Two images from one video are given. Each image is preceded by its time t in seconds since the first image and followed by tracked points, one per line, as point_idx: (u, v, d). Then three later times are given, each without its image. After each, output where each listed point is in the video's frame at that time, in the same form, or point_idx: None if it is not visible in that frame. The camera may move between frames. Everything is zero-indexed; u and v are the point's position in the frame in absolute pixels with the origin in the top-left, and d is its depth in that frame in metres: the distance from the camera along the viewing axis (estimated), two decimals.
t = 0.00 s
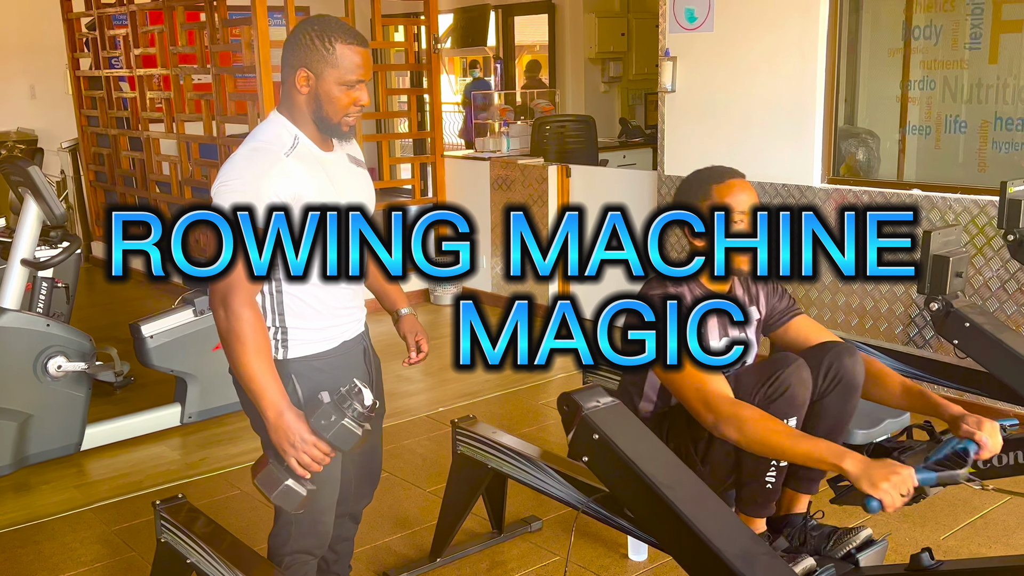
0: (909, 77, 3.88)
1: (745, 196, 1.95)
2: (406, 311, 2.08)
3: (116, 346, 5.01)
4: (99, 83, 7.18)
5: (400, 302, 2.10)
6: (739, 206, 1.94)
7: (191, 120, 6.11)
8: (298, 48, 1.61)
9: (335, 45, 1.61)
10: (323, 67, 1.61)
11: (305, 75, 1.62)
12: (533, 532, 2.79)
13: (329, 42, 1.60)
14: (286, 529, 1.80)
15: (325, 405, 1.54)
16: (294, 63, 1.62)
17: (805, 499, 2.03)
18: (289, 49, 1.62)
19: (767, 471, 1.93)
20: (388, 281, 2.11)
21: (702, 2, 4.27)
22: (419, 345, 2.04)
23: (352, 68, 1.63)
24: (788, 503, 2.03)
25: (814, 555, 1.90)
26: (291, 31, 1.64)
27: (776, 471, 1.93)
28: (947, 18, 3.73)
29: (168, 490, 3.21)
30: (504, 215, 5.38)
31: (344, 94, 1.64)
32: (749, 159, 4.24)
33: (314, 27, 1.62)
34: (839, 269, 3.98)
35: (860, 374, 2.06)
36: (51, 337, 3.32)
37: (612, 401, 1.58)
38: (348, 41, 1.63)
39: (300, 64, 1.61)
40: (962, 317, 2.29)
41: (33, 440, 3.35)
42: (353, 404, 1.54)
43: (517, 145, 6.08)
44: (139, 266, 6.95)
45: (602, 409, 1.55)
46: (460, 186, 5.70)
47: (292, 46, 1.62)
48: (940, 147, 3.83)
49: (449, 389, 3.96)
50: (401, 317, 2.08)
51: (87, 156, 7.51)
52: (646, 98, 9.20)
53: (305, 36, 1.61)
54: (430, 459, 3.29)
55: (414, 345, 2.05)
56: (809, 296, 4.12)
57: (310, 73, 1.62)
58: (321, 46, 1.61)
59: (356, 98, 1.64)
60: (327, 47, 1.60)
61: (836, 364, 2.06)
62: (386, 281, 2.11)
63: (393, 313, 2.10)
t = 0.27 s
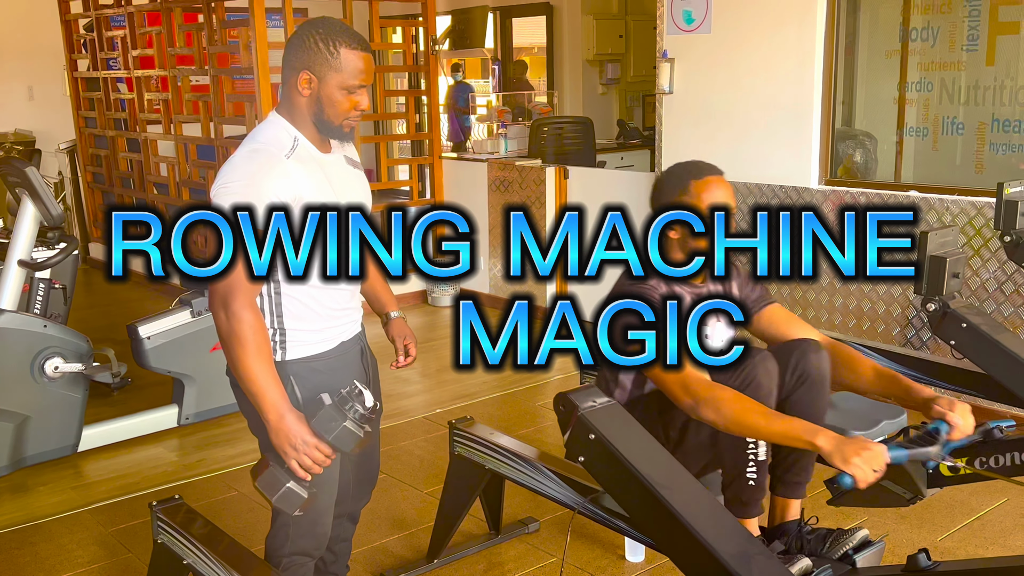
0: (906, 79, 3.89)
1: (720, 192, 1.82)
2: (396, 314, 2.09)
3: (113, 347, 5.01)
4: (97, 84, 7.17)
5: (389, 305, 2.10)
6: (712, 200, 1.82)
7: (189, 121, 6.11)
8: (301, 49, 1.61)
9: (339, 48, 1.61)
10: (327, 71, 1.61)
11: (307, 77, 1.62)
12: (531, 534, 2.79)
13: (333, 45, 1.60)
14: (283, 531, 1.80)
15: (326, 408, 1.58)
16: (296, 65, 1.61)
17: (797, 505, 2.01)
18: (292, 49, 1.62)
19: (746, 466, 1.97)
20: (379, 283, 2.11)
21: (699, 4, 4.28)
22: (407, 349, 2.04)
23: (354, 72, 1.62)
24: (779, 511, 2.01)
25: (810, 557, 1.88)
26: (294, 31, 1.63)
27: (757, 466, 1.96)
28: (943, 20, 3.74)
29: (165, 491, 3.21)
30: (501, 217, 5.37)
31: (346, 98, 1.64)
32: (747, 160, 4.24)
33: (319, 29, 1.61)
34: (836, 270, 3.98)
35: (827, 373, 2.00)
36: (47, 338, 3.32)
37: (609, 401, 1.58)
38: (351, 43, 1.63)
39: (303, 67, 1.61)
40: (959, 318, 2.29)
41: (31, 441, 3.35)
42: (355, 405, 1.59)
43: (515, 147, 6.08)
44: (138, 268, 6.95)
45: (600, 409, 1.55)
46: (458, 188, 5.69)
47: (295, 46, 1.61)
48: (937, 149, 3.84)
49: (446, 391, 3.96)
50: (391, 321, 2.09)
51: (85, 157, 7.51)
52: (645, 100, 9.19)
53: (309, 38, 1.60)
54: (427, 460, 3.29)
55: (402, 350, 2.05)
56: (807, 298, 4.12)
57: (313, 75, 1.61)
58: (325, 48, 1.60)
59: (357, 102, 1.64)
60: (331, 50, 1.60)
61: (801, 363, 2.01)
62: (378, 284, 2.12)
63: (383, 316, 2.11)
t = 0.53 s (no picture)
0: (905, 81, 3.89)
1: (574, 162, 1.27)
2: (387, 315, 2.15)
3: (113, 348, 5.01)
4: (96, 85, 7.16)
5: (380, 306, 2.16)
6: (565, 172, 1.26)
7: (189, 122, 6.11)
8: (305, 53, 1.49)
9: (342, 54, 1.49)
10: (332, 78, 1.50)
11: (311, 84, 1.52)
12: (530, 535, 2.79)
13: (340, 52, 1.49)
14: (284, 533, 1.81)
15: (338, 409, 1.57)
16: (300, 70, 1.51)
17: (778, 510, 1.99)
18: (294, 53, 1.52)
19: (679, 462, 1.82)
20: (371, 284, 2.17)
21: (699, 6, 4.28)
22: (399, 350, 2.10)
23: (360, 79, 1.52)
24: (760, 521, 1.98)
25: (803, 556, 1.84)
26: (299, 29, 1.50)
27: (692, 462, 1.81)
28: (943, 23, 3.74)
29: (165, 492, 3.21)
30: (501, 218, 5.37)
31: (349, 105, 1.53)
32: (746, 162, 4.24)
33: (327, 34, 1.48)
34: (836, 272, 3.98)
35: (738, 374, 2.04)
36: (47, 339, 3.31)
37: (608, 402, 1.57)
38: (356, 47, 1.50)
39: (306, 72, 1.51)
40: (957, 321, 2.29)
41: (29, 442, 3.35)
42: (367, 405, 1.55)
43: (515, 148, 6.09)
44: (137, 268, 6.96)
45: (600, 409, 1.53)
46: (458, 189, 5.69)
47: (296, 50, 1.51)
48: (937, 151, 3.85)
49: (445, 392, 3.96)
50: (382, 321, 2.14)
51: (84, 157, 7.52)
52: (644, 101, 9.19)
53: (313, 40, 1.48)
54: (427, 461, 3.29)
55: (394, 350, 2.10)
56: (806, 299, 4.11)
57: (318, 81, 1.51)
58: (331, 52, 1.48)
59: (361, 110, 1.54)
60: (338, 56, 1.49)
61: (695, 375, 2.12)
62: (370, 285, 2.17)
63: (373, 316, 2.16)
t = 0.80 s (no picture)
0: (906, 81, 3.88)
1: (498, 171, 1.57)
2: (380, 313, 2.18)
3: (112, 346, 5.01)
4: (97, 84, 7.16)
5: (374, 304, 2.18)
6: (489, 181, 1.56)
7: (189, 121, 6.10)
8: (305, 54, 1.48)
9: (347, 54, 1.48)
10: (335, 79, 1.49)
11: (314, 85, 1.50)
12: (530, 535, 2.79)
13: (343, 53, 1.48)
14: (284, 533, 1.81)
15: (348, 410, 1.63)
16: (302, 71, 1.49)
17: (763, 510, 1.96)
18: (293, 52, 1.48)
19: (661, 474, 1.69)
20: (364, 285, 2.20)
21: (700, 6, 4.28)
22: (393, 348, 2.13)
23: (362, 79, 1.51)
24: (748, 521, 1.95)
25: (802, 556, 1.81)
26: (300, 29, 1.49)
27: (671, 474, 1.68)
28: (944, 23, 3.73)
29: (165, 491, 3.21)
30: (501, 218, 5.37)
31: (351, 106, 1.52)
32: (747, 162, 4.24)
33: (329, 33, 1.47)
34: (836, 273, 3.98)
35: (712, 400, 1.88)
36: (47, 337, 3.31)
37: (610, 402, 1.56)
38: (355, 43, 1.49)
39: (309, 74, 1.49)
40: (958, 321, 2.31)
41: (29, 440, 3.35)
42: (377, 406, 1.60)
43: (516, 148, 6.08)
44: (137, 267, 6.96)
45: (602, 411, 1.53)
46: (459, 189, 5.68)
47: (296, 50, 1.48)
48: (938, 152, 3.84)
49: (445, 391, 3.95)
50: (375, 319, 2.17)
51: (85, 156, 7.51)
52: (644, 101, 9.18)
53: (316, 40, 1.47)
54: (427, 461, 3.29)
55: (388, 349, 2.13)
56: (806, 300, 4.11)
57: (322, 82, 1.50)
58: (333, 54, 1.48)
59: (363, 111, 1.53)
60: (340, 57, 1.48)
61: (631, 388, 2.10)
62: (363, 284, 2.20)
63: (366, 315, 2.18)
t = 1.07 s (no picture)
0: (909, 80, 3.89)
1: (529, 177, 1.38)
2: (380, 309, 2.15)
3: (114, 343, 5.00)
4: (100, 80, 7.16)
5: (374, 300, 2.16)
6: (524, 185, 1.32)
7: (191, 117, 6.10)
8: (313, 53, 1.55)
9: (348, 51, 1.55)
10: (342, 77, 1.57)
11: (320, 83, 1.58)
12: (530, 533, 2.79)
13: (351, 53, 1.55)
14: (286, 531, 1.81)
15: (353, 410, 1.58)
16: (310, 70, 1.56)
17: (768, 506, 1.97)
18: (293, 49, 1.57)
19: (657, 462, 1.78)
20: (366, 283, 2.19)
21: (703, 4, 4.27)
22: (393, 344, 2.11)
23: (367, 77, 1.58)
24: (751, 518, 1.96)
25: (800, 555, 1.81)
26: (300, 30, 1.58)
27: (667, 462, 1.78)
28: (946, 22, 3.73)
29: (165, 487, 3.21)
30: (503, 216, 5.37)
31: (356, 102, 1.60)
32: (749, 161, 4.24)
33: (335, 33, 1.55)
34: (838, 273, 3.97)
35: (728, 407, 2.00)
36: (49, 333, 3.32)
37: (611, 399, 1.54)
38: (356, 42, 1.56)
39: (316, 73, 1.56)
40: (961, 320, 2.29)
41: (30, 436, 3.35)
42: (381, 404, 1.59)
43: (518, 146, 6.08)
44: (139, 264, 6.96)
45: (604, 411, 1.48)
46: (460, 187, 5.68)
47: (297, 46, 1.57)
48: (940, 151, 3.83)
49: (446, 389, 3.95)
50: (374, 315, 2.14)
51: (87, 152, 7.52)
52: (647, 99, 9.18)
53: (322, 38, 1.55)
54: (428, 458, 3.29)
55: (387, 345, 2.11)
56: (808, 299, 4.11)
57: (328, 80, 1.57)
58: (340, 52, 1.55)
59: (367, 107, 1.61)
60: (347, 54, 1.55)
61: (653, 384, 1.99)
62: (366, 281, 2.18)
63: (366, 310, 2.16)
